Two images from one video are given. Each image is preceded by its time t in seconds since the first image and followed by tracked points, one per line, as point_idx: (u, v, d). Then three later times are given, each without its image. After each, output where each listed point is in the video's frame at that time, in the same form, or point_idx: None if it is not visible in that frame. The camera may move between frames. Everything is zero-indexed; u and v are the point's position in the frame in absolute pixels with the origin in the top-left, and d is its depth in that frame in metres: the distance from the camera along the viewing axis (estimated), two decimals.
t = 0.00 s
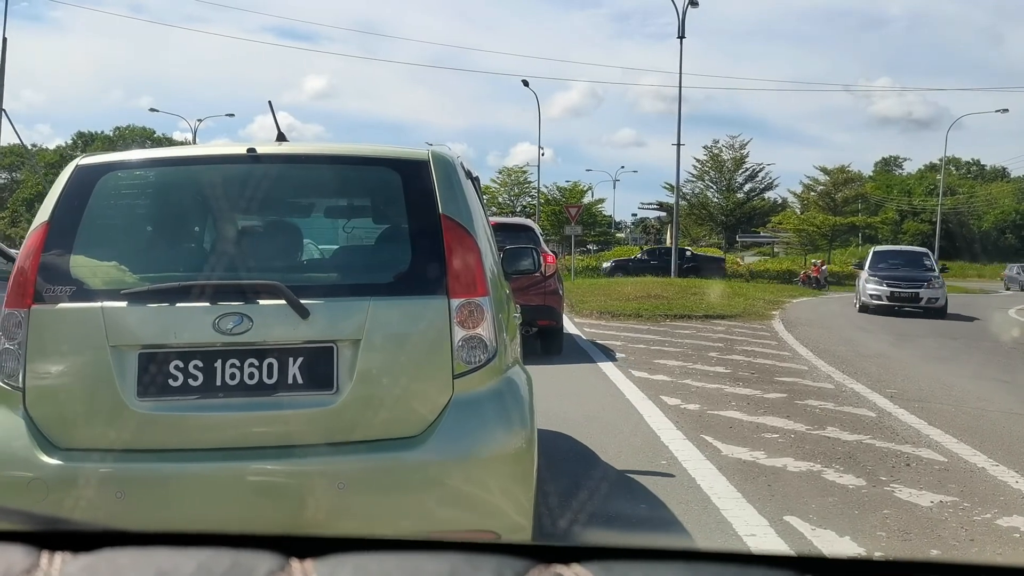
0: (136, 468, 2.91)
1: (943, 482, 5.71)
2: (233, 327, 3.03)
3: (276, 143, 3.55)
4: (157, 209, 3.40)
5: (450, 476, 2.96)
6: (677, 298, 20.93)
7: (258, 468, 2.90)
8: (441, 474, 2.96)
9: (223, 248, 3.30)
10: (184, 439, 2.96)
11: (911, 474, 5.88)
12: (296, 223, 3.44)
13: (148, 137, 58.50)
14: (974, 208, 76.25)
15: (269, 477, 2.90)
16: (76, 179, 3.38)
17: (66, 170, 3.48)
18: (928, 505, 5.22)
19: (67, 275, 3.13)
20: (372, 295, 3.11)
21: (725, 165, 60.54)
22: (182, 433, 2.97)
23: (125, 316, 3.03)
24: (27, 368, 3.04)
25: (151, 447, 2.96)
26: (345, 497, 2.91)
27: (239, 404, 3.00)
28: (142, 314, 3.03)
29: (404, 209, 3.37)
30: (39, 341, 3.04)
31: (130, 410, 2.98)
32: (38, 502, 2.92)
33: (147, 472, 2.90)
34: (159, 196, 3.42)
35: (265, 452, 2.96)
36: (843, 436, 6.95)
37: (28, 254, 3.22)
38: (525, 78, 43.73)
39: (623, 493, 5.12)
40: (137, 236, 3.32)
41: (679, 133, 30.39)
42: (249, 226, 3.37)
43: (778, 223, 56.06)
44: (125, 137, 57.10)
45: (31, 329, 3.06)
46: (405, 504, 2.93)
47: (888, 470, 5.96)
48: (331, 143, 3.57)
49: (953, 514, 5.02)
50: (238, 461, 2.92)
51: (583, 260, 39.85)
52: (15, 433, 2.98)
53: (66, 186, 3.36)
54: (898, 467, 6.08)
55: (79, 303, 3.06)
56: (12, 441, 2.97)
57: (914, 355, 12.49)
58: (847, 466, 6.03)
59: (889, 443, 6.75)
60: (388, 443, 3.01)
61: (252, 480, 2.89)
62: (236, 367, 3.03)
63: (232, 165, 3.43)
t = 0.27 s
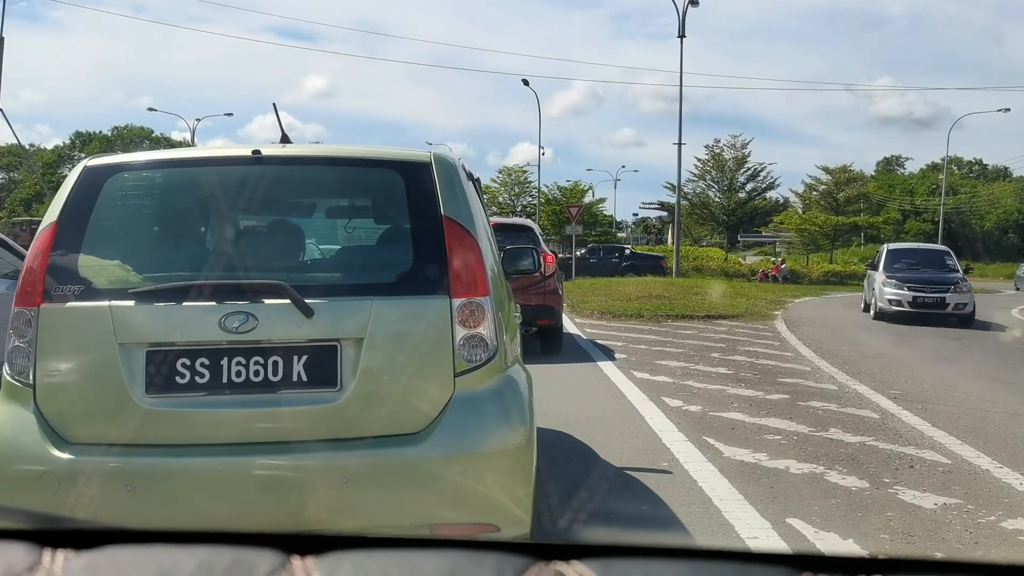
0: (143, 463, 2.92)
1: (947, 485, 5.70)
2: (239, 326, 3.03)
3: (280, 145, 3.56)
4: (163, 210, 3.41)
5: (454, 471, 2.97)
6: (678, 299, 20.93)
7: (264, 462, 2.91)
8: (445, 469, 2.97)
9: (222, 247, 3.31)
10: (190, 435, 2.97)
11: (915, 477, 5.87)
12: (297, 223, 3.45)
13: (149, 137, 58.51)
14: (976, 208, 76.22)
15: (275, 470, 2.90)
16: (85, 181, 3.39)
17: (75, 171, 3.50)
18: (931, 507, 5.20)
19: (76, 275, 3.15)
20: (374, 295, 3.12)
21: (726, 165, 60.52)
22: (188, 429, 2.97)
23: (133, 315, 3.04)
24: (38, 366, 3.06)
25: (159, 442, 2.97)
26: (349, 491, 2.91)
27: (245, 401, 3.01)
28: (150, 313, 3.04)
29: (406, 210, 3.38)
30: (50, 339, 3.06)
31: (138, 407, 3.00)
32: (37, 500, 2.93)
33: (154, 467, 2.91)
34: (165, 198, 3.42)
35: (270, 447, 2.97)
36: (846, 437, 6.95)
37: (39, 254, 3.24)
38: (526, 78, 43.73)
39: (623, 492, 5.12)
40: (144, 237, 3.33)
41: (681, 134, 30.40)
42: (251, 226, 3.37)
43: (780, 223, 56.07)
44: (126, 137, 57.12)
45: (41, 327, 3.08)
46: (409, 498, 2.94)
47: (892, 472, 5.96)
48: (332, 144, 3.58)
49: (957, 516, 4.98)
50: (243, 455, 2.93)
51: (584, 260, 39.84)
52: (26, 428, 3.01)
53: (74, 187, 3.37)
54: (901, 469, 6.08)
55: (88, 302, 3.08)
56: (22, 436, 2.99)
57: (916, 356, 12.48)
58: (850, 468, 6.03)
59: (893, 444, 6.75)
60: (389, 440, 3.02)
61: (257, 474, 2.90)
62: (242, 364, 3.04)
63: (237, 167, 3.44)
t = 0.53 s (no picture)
0: (151, 457, 2.92)
1: (952, 487, 5.65)
2: (246, 324, 3.04)
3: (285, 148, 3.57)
4: (171, 211, 3.40)
5: (458, 465, 2.99)
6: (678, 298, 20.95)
7: (271, 456, 2.92)
8: (450, 462, 2.98)
9: (224, 247, 3.31)
10: (194, 430, 2.98)
11: (920, 479, 5.83)
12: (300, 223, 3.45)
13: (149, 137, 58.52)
14: (976, 208, 76.25)
15: (282, 463, 2.91)
16: (95, 182, 3.40)
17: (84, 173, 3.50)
18: (938, 510, 5.12)
19: (86, 274, 3.15)
20: (376, 293, 3.13)
21: (726, 165, 60.54)
22: (194, 424, 2.98)
23: (142, 313, 3.04)
24: (49, 363, 3.06)
25: (167, 436, 2.97)
26: (354, 484, 2.92)
27: (250, 397, 3.02)
28: (158, 310, 3.04)
29: (408, 210, 3.39)
30: (61, 336, 3.06)
31: (146, 403, 3.00)
32: (37, 500, 2.94)
33: (162, 460, 2.91)
34: (173, 199, 3.42)
35: (276, 441, 2.98)
36: (850, 439, 6.94)
37: (50, 253, 3.24)
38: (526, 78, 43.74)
39: (624, 492, 5.13)
40: (152, 237, 3.33)
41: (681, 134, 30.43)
42: (254, 226, 3.38)
43: (779, 223, 56.09)
44: (126, 137, 57.15)
45: (53, 325, 3.08)
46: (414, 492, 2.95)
47: (897, 475, 5.90)
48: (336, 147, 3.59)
49: (964, 520, 4.91)
50: (250, 449, 2.94)
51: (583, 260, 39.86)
52: (36, 422, 3.01)
53: (84, 189, 3.38)
54: (905, 471, 6.04)
55: (97, 299, 3.08)
56: (33, 430, 3.00)
57: (916, 356, 12.48)
58: (853, 470, 5.99)
59: (896, 446, 6.74)
60: (390, 435, 3.02)
61: (264, 467, 2.90)
62: (248, 361, 3.05)
63: (242, 169, 3.44)
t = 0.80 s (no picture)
0: (157, 453, 2.94)
1: (961, 492, 5.55)
2: (251, 323, 3.05)
3: (289, 150, 3.55)
4: (177, 213, 3.39)
5: (460, 462, 3.00)
6: (680, 299, 20.93)
7: (276, 452, 2.93)
8: (452, 459, 3.00)
9: (224, 246, 3.30)
10: (199, 427, 2.99)
11: (929, 484, 5.72)
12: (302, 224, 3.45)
13: (149, 137, 58.54)
14: (977, 208, 76.23)
15: (286, 459, 2.92)
16: (103, 185, 3.38)
17: (92, 175, 3.49)
18: (947, 516, 5.01)
19: (94, 275, 3.15)
20: (376, 293, 3.13)
21: (727, 165, 60.54)
22: (199, 421, 2.99)
23: (149, 312, 3.05)
24: (61, 361, 3.07)
25: (174, 433, 2.99)
26: (357, 481, 2.93)
27: (254, 395, 3.02)
28: (165, 310, 3.05)
29: (408, 210, 3.38)
30: (71, 335, 3.07)
31: (154, 401, 3.00)
32: (37, 501, 2.96)
33: (167, 457, 2.92)
34: (179, 201, 3.41)
35: (281, 438, 2.99)
36: (856, 442, 6.87)
37: (59, 254, 3.23)
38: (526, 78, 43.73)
39: (625, 494, 5.11)
40: (158, 239, 3.31)
41: (682, 134, 30.43)
42: (256, 227, 3.37)
43: (780, 223, 56.08)
44: (127, 137, 57.17)
45: (63, 323, 3.08)
46: (416, 489, 2.96)
47: (904, 480, 5.81)
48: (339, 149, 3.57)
49: (975, 527, 4.80)
50: (255, 447, 2.95)
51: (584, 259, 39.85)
52: (45, 420, 3.03)
53: (93, 191, 3.37)
54: (913, 476, 5.95)
55: (104, 300, 3.08)
56: (42, 427, 3.01)
57: (919, 358, 12.44)
58: (860, 475, 5.86)
59: (903, 450, 6.66)
60: (391, 432, 3.03)
61: (268, 464, 2.92)
62: (253, 360, 3.05)
63: (245, 171, 3.43)
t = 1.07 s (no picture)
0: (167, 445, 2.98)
1: (969, 496, 5.41)
2: (257, 320, 3.08)
3: (293, 154, 3.59)
4: (186, 214, 3.38)
5: (461, 454, 3.05)
6: (682, 300, 20.93)
7: (283, 444, 2.98)
8: (454, 451, 3.04)
9: (222, 245, 3.31)
10: (208, 419, 3.03)
11: (935, 487, 5.57)
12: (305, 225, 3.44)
13: (150, 138, 58.65)
14: (978, 208, 76.14)
15: (292, 451, 2.97)
16: (113, 187, 3.40)
17: (102, 179, 3.51)
18: (955, 520, 4.87)
19: (106, 273, 3.18)
20: (376, 291, 3.15)
21: (728, 165, 60.54)
22: (206, 414, 3.03)
23: (159, 310, 3.08)
24: (77, 357, 3.11)
25: (185, 426, 3.03)
26: (361, 472, 2.98)
27: (262, 388, 3.06)
28: (175, 308, 3.09)
29: (408, 211, 3.39)
30: (85, 332, 3.11)
31: (166, 395, 3.05)
32: (43, 498, 3.03)
33: (177, 448, 2.97)
34: (188, 203, 3.40)
35: (287, 430, 3.03)
36: (860, 445, 6.72)
37: (72, 254, 3.27)
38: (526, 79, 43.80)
39: (624, 493, 5.12)
40: (166, 240, 3.32)
41: (684, 135, 30.44)
42: (259, 229, 3.37)
43: (781, 222, 56.05)
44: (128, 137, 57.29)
45: (76, 320, 3.13)
46: (418, 480, 3.01)
47: (911, 483, 5.65)
48: (343, 152, 3.58)
49: (983, 532, 4.66)
50: (262, 438, 2.99)
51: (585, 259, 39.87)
52: (59, 414, 3.07)
53: (104, 195, 3.39)
54: (919, 479, 5.79)
55: (112, 299, 3.12)
56: (55, 421, 3.06)
57: (922, 358, 12.40)
58: (865, 478, 5.73)
59: (909, 452, 6.53)
60: (393, 423, 3.07)
61: (275, 455, 2.96)
62: (260, 355, 3.09)
63: (249, 175, 3.45)
